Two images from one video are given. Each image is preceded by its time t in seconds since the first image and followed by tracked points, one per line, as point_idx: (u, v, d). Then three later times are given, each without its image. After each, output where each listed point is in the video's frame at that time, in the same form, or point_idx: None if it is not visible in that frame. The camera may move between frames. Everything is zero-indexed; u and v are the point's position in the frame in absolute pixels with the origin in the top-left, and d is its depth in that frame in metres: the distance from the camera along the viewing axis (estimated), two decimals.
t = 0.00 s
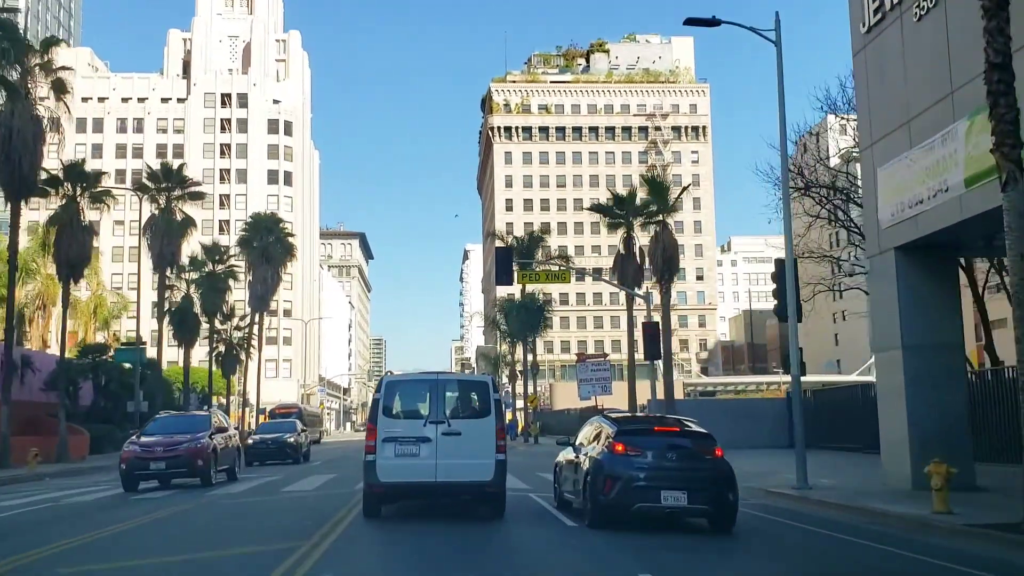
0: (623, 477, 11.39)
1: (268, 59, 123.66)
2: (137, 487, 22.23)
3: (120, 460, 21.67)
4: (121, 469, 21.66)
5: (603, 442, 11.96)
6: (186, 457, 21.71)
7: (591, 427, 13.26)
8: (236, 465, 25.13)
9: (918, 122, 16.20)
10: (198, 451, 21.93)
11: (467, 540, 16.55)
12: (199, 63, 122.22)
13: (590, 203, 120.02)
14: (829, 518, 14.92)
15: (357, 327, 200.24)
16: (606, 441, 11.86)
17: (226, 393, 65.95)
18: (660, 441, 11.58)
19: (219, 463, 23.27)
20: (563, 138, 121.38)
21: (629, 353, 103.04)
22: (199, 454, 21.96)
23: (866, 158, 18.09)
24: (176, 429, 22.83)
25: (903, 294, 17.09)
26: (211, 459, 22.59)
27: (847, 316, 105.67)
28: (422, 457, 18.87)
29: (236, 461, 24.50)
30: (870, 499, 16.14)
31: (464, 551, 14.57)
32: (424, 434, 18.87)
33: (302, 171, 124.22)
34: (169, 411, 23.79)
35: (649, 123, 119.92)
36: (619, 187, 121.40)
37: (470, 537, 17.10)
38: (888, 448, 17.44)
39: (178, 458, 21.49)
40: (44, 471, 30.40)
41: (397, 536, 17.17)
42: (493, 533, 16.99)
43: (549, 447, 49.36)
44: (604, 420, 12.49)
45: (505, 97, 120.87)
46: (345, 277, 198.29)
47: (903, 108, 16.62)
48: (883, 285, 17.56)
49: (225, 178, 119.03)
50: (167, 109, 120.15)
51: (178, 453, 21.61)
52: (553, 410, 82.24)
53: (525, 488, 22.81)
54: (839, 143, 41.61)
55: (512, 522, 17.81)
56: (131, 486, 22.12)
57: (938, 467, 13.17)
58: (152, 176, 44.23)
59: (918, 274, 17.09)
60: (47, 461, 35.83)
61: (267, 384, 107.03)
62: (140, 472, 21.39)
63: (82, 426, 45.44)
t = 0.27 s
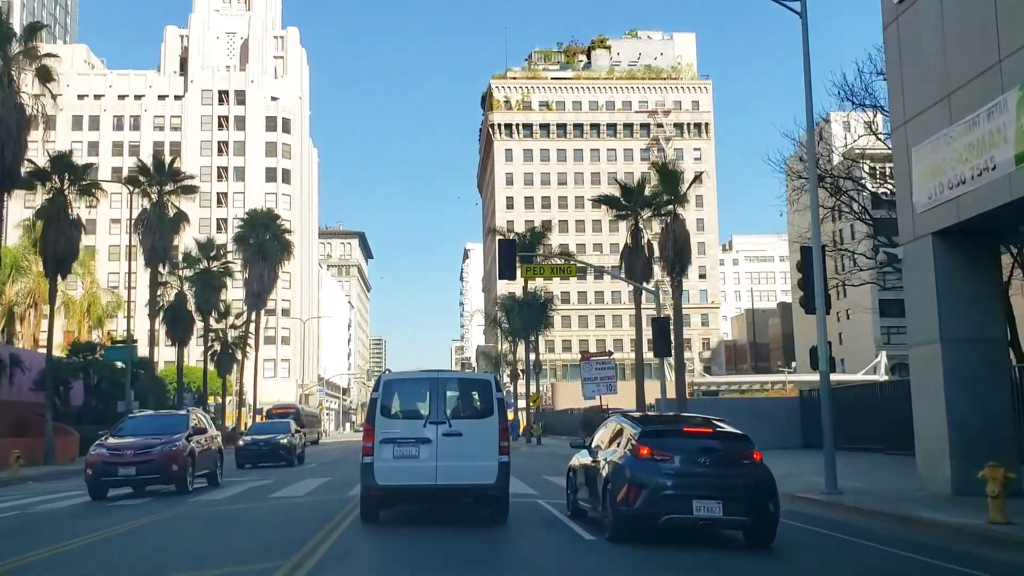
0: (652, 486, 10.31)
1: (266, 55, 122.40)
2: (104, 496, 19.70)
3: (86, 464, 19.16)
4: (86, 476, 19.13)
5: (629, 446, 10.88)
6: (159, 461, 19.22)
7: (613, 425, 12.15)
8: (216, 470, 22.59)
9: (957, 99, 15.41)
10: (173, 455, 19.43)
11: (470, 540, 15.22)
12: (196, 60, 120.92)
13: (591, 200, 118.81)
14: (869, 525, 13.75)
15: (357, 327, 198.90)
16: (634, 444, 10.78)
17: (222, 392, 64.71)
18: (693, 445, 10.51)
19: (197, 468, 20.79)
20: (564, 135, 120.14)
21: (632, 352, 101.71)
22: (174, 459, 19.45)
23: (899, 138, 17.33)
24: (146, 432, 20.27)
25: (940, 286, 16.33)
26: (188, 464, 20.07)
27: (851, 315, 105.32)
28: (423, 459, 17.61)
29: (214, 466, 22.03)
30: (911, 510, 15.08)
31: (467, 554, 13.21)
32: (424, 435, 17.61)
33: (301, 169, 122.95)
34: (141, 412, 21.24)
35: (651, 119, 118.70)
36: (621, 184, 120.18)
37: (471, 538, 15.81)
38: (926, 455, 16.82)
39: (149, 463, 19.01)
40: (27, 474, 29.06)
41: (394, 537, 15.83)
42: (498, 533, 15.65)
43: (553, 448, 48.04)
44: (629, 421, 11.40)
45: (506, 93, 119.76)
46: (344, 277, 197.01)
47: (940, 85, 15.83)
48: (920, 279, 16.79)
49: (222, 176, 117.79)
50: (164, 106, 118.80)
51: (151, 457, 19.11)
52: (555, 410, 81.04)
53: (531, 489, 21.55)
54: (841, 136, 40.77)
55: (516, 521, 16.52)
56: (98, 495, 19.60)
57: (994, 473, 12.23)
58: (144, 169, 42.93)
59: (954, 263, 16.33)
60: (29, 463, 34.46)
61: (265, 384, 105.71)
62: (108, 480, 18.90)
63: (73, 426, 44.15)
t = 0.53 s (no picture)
0: (684, 494, 9.32)
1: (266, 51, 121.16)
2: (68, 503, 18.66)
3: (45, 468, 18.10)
4: (45, 481, 18.10)
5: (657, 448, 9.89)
6: (125, 465, 18.19)
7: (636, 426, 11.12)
8: (194, 472, 21.59)
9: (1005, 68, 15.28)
10: (141, 458, 18.41)
11: (473, 546, 14.04)
12: (194, 55, 119.69)
13: (593, 197, 117.65)
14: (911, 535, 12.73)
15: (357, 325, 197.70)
16: (662, 446, 9.78)
17: (218, 391, 63.44)
18: (730, 447, 9.52)
19: (170, 472, 19.77)
20: (566, 131, 118.86)
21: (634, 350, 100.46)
22: (142, 462, 18.42)
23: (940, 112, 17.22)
24: (115, 433, 19.25)
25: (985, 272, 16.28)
26: (160, 467, 19.08)
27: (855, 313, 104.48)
28: (423, 461, 16.45)
29: (191, 469, 20.99)
30: (953, 516, 14.11)
31: (470, 560, 12.03)
32: (424, 436, 16.44)
33: (300, 165, 121.71)
34: (113, 409, 20.27)
35: (653, 116, 117.50)
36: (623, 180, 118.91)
37: (474, 543, 14.62)
38: (962, 450, 16.97)
39: (114, 467, 17.98)
40: (10, 476, 27.87)
41: (392, 542, 14.68)
42: (503, 538, 14.46)
43: (557, 447, 46.89)
44: (655, 422, 10.38)
45: (507, 89, 118.63)
46: (344, 275, 195.77)
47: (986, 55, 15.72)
48: (953, 264, 17.22)
49: (221, 172, 116.58)
50: (162, 102, 117.60)
51: (116, 461, 18.09)
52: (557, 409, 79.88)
53: (535, 491, 20.42)
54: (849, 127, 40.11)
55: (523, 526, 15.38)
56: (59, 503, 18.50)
57: None
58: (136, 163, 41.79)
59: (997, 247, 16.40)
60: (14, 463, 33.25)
61: (264, 382, 104.58)
62: (67, 486, 17.86)
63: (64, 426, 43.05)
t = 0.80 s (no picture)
0: (720, 501, 8.43)
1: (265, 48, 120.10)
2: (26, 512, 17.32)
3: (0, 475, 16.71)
4: None
5: (685, 451, 8.98)
6: (86, 470, 16.82)
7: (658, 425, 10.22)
8: (167, 475, 20.30)
9: None
10: (104, 462, 17.04)
11: (476, 549, 13.07)
12: (193, 52, 118.69)
13: (595, 195, 116.65)
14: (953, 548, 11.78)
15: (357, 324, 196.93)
16: (692, 449, 8.89)
17: (215, 391, 62.53)
18: (769, 450, 8.64)
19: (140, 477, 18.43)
20: (567, 128, 117.88)
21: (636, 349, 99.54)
22: (106, 466, 17.06)
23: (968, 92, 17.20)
24: (78, 435, 17.94)
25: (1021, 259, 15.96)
26: (126, 471, 17.77)
27: (860, 311, 103.60)
28: (423, 462, 15.47)
29: (164, 471, 19.70)
30: (993, 521, 13.14)
31: (471, 564, 11.07)
32: (424, 436, 15.47)
33: (300, 163, 120.76)
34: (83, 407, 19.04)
35: (656, 112, 116.61)
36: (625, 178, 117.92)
37: (479, 546, 13.67)
38: (998, 450, 16.35)
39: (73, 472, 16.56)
40: None
41: (391, 544, 13.74)
42: (507, 540, 13.50)
43: (561, 448, 45.96)
44: (681, 421, 9.48)
45: (508, 85, 117.62)
46: (344, 274, 194.86)
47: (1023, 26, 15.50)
48: (994, 251, 16.74)
49: (220, 170, 115.64)
50: (160, 99, 116.69)
51: (77, 464, 16.73)
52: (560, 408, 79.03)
53: (539, 493, 19.45)
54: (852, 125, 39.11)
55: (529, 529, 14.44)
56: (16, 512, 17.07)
57: None
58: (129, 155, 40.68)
59: None
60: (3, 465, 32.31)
61: (263, 382, 103.70)
62: (22, 492, 16.50)
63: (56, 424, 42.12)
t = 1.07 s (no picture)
0: (770, 520, 7.44)
1: (264, 46, 119.06)
2: None
3: None
4: None
5: (730, 460, 7.95)
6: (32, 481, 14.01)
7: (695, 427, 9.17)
8: (130, 482, 17.12)
9: None
10: (54, 470, 14.23)
11: (483, 560, 12.08)
12: (192, 50, 117.70)
13: (597, 195, 115.64)
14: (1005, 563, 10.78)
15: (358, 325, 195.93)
16: (738, 460, 7.86)
17: (212, 392, 61.48)
18: (825, 464, 7.63)
19: (100, 487, 15.57)
20: (569, 128, 116.86)
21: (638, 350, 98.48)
22: (56, 475, 14.22)
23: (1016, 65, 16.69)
24: (24, 438, 15.09)
25: None
26: (79, 480, 14.80)
27: (865, 313, 102.60)
28: (424, 466, 14.53)
29: (131, 479, 16.89)
30: None
31: None
32: (425, 439, 14.52)
33: (299, 162, 119.81)
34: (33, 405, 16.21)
35: (658, 111, 115.59)
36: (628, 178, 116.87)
37: (486, 554, 12.69)
38: None
39: (15, 484, 13.78)
40: None
41: (392, 554, 12.78)
42: (513, 546, 12.55)
43: (564, 450, 44.90)
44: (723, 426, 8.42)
45: (509, 84, 116.59)
46: (345, 274, 193.83)
47: None
48: None
49: (219, 169, 114.72)
50: (159, 98, 115.72)
51: (20, 474, 13.92)
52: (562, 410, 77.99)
53: (544, 498, 18.42)
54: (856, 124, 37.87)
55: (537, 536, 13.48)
56: None
57: None
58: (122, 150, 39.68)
59: None
60: None
61: (261, 383, 102.68)
62: None
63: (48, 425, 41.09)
